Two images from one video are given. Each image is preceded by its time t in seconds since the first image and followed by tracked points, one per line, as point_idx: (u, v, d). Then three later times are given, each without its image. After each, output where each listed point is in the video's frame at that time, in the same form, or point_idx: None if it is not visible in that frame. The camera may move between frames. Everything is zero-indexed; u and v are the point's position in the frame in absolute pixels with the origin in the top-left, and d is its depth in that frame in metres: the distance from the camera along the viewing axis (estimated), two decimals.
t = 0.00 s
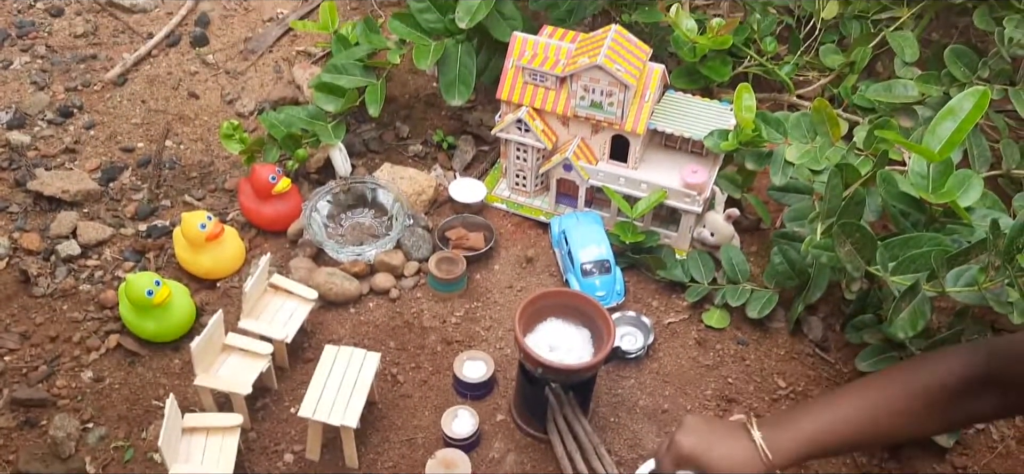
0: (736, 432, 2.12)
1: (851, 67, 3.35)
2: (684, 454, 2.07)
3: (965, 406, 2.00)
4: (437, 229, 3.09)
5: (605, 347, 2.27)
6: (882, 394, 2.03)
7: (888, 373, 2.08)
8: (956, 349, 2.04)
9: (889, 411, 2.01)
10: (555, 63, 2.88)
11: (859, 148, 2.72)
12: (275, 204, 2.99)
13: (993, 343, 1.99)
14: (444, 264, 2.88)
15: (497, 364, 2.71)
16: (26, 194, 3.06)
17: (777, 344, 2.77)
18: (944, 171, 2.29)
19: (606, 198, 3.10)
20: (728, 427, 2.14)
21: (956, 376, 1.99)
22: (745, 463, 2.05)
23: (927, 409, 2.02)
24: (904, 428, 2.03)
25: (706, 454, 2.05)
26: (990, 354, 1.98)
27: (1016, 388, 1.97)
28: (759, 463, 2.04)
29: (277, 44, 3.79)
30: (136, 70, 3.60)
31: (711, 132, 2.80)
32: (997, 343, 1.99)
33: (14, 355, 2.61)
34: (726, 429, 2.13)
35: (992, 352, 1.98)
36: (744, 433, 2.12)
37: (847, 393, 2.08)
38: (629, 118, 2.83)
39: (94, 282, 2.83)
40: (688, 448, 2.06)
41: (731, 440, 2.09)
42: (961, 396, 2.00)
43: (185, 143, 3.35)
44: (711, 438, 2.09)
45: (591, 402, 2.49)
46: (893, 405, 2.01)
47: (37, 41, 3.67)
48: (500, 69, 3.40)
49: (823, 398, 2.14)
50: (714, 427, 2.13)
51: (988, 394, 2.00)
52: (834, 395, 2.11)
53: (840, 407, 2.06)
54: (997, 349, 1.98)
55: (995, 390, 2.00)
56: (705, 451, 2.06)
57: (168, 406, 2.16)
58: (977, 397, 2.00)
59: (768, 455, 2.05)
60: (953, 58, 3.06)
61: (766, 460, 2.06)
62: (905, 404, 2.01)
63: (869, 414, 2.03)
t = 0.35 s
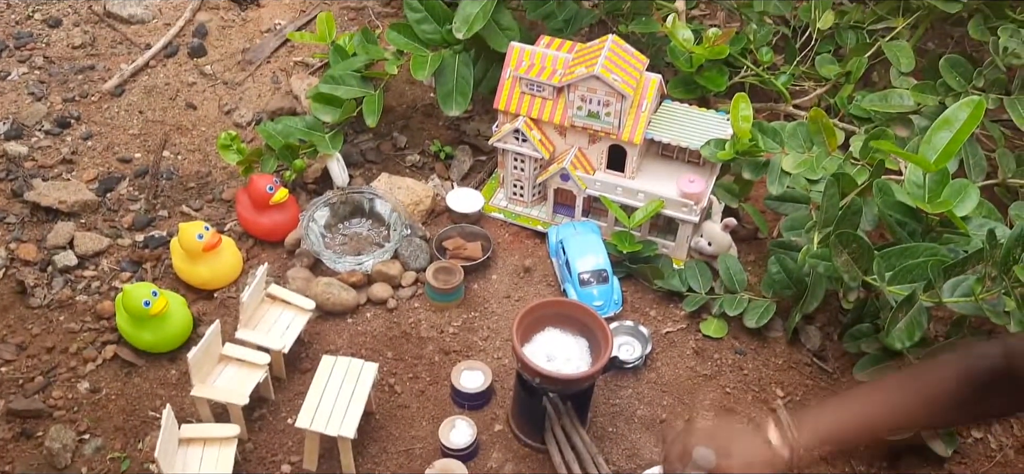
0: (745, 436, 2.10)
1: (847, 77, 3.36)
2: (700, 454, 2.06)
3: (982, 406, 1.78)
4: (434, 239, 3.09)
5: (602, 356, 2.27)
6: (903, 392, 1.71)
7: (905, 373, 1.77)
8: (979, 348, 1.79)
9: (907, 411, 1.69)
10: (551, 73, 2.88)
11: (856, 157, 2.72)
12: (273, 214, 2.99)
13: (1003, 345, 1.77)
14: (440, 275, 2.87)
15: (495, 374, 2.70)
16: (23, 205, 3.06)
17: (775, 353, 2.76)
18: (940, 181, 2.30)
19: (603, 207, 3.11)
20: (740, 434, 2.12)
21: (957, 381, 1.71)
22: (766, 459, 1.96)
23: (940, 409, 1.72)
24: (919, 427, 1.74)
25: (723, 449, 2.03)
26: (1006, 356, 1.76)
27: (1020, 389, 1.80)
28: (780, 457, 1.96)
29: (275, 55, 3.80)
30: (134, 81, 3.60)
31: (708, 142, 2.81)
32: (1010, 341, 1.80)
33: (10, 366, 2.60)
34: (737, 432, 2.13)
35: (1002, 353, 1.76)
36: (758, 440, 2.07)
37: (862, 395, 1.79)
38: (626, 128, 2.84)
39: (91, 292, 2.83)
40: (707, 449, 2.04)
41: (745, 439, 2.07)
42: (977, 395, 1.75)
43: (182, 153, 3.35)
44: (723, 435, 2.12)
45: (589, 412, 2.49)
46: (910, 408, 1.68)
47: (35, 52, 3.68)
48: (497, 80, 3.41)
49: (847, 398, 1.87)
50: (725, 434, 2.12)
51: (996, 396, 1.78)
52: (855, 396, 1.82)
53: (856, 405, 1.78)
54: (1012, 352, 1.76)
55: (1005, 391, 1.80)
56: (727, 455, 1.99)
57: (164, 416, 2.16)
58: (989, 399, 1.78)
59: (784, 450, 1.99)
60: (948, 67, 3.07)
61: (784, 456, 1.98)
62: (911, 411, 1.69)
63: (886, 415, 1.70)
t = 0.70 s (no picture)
0: (732, 437, 1.98)
1: (844, 81, 3.35)
2: (682, 456, 1.99)
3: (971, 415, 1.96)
4: (431, 244, 3.08)
5: (601, 362, 2.25)
6: (902, 397, 1.90)
7: (895, 380, 1.95)
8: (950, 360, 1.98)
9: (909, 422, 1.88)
10: (549, 78, 2.88)
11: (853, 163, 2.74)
12: (269, 220, 2.98)
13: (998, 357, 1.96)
14: (437, 280, 2.86)
15: (492, 380, 2.69)
16: (17, 211, 3.04)
17: (773, 359, 2.76)
18: (938, 186, 2.29)
19: (601, 212, 3.10)
20: (727, 433, 2.01)
21: (953, 390, 1.90)
22: (744, 464, 1.89)
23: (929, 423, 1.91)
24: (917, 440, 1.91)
25: (704, 452, 1.95)
26: (998, 367, 1.94)
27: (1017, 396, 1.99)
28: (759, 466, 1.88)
29: (271, 60, 3.79)
30: (129, 86, 3.59)
31: (705, 147, 2.80)
32: (1004, 355, 1.97)
33: (4, 373, 2.58)
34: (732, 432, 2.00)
35: (985, 366, 1.94)
36: (742, 437, 1.98)
37: (854, 400, 1.94)
38: (623, 133, 2.83)
39: (86, 299, 2.81)
40: (688, 451, 1.97)
41: (731, 443, 1.96)
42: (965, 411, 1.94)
43: (178, 159, 3.33)
44: (714, 441, 1.98)
45: (587, 418, 2.48)
46: (903, 413, 1.88)
47: (30, 57, 3.66)
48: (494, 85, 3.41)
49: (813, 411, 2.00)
50: (716, 432, 2.03)
51: (998, 401, 1.98)
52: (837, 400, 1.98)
53: (843, 411, 1.92)
54: (998, 363, 1.95)
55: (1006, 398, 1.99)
56: (704, 452, 1.95)
57: (159, 423, 2.14)
58: (988, 406, 1.98)
59: (766, 459, 1.90)
60: (945, 72, 3.07)
61: (765, 464, 1.90)
62: (905, 414, 1.88)
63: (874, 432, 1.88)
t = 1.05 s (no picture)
0: (761, 377, 2.20)
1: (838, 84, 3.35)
2: (700, 385, 2.15)
3: (977, 393, 2.14)
4: (426, 247, 3.08)
5: (596, 365, 2.25)
6: (891, 368, 2.13)
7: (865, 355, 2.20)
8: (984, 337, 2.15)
9: (900, 382, 2.11)
10: (544, 81, 2.88)
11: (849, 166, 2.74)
12: (262, 224, 2.97)
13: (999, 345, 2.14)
14: (432, 284, 2.85)
15: (488, 384, 2.69)
16: (10, 214, 3.02)
17: (769, 361, 2.76)
18: (934, 188, 2.29)
19: (596, 215, 3.10)
20: (752, 374, 2.21)
21: (948, 363, 2.13)
22: (768, 401, 2.12)
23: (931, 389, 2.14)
24: (920, 396, 2.13)
25: (728, 391, 2.11)
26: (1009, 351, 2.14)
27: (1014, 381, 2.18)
28: (781, 404, 2.11)
29: (265, 64, 3.79)
30: (123, 90, 3.58)
31: (700, 150, 2.81)
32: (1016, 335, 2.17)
33: None
34: (756, 373, 2.22)
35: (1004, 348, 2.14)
36: (767, 377, 2.20)
37: (853, 362, 2.17)
38: (618, 136, 2.83)
39: (79, 303, 2.80)
40: (706, 377, 2.14)
41: (758, 384, 2.16)
42: (980, 383, 2.14)
43: (172, 162, 3.32)
44: (731, 374, 2.17)
45: (583, 421, 2.47)
46: (910, 378, 2.12)
47: (23, 61, 3.65)
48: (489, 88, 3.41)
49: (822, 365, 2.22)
50: (735, 370, 2.21)
51: (1003, 379, 2.16)
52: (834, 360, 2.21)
53: (837, 370, 2.16)
54: None
55: (1003, 378, 2.17)
56: (720, 383, 2.13)
57: (152, 428, 2.12)
58: (977, 386, 2.14)
59: (788, 399, 2.13)
60: (939, 73, 3.08)
61: (788, 404, 2.13)
62: (915, 381, 2.12)
63: (893, 383, 2.11)
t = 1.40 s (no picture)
0: (721, 437, 1.86)
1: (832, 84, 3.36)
2: (666, 459, 1.86)
3: (954, 412, 1.66)
4: (421, 248, 3.07)
5: (592, 366, 2.25)
6: (878, 392, 1.69)
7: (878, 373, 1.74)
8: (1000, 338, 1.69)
9: (874, 416, 1.67)
10: (538, 81, 2.88)
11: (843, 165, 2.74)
12: (257, 225, 2.96)
13: (975, 346, 1.66)
14: (427, 285, 2.85)
15: (483, 384, 2.68)
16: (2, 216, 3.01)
17: (764, 361, 2.76)
18: (924, 186, 2.30)
19: (591, 216, 3.10)
20: (714, 434, 1.88)
21: (944, 378, 1.65)
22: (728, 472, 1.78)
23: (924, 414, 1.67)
24: (901, 431, 1.68)
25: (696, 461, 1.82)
26: (974, 355, 1.65)
27: (1006, 396, 1.65)
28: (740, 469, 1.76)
29: (259, 64, 3.78)
30: (116, 91, 3.56)
31: (695, 150, 2.81)
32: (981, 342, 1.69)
33: None
34: (718, 432, 1.88)
35: (970, 352, 1.66)
36: (728, 436, 1.85)
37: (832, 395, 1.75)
38: (613, 136, 2.83)
39: (72, 305, 2.78)
40: (671, 454, 1.84)
41: (715, 448, 1.84)
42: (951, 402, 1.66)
43: (166, 164, 3.31)
44: (696, 444, 1.86)
45: (579, 421, 2.47)
46: (886, 409, 1.66)
47: (15, 62, 3.63)
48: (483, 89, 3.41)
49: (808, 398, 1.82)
50: (701, 431, 1.91)
51: (975, 394, 1.66)
52: (827, 392, 1.78)
53: (826, 406, 1.74)
54: (992, 355, 1.64)
55: (982, 390, 1.66)
56: (689, 455, 1.84)
57: (147, 430, 2.12)
58: (966, 401, 1.66)
59: (750, 458, 1.78)
60: (933, 73, 3.09)
61: (751, 466, 1.78)
62: (894, 414, 1.66)
63: (863, 418, 1.68)
